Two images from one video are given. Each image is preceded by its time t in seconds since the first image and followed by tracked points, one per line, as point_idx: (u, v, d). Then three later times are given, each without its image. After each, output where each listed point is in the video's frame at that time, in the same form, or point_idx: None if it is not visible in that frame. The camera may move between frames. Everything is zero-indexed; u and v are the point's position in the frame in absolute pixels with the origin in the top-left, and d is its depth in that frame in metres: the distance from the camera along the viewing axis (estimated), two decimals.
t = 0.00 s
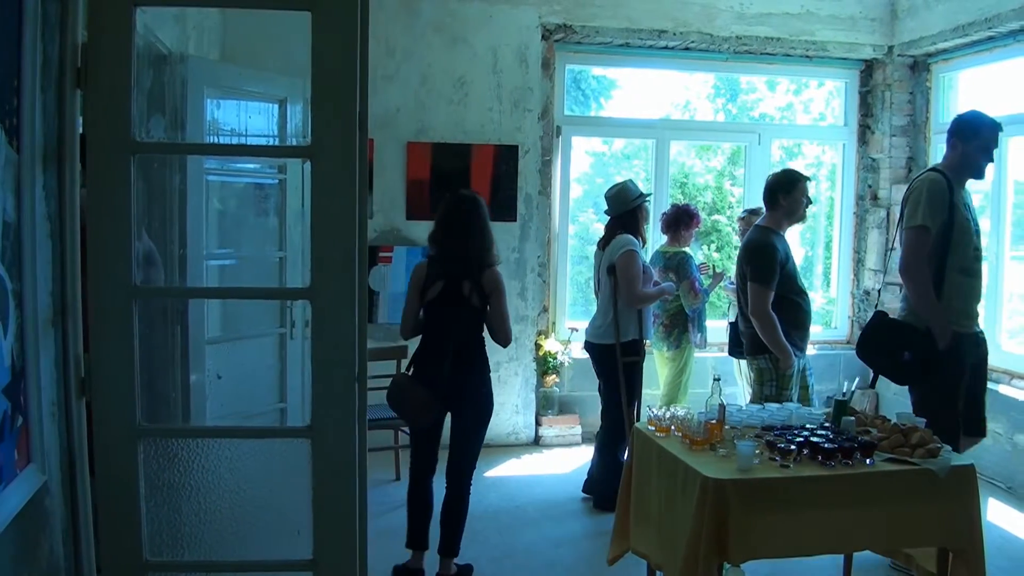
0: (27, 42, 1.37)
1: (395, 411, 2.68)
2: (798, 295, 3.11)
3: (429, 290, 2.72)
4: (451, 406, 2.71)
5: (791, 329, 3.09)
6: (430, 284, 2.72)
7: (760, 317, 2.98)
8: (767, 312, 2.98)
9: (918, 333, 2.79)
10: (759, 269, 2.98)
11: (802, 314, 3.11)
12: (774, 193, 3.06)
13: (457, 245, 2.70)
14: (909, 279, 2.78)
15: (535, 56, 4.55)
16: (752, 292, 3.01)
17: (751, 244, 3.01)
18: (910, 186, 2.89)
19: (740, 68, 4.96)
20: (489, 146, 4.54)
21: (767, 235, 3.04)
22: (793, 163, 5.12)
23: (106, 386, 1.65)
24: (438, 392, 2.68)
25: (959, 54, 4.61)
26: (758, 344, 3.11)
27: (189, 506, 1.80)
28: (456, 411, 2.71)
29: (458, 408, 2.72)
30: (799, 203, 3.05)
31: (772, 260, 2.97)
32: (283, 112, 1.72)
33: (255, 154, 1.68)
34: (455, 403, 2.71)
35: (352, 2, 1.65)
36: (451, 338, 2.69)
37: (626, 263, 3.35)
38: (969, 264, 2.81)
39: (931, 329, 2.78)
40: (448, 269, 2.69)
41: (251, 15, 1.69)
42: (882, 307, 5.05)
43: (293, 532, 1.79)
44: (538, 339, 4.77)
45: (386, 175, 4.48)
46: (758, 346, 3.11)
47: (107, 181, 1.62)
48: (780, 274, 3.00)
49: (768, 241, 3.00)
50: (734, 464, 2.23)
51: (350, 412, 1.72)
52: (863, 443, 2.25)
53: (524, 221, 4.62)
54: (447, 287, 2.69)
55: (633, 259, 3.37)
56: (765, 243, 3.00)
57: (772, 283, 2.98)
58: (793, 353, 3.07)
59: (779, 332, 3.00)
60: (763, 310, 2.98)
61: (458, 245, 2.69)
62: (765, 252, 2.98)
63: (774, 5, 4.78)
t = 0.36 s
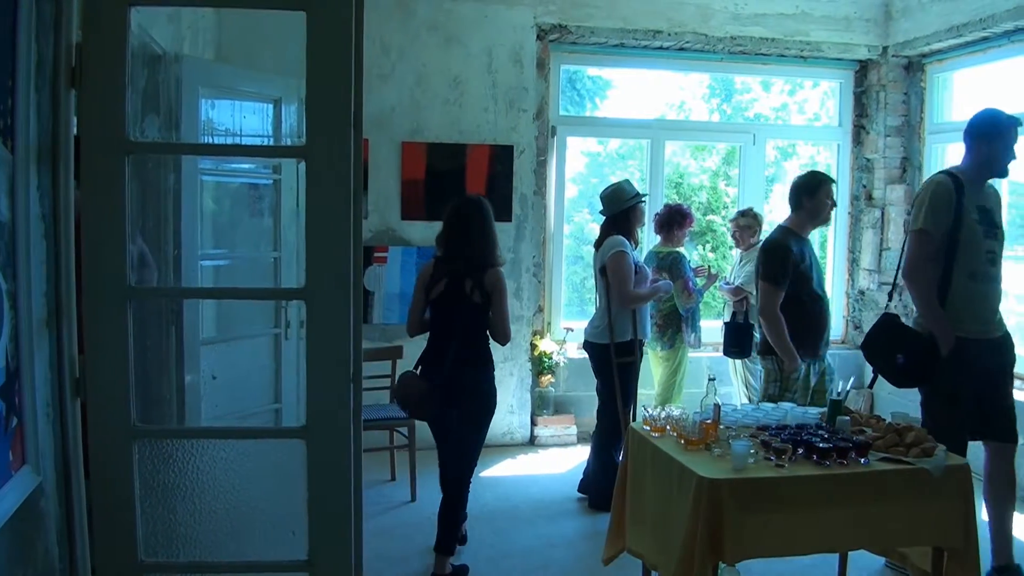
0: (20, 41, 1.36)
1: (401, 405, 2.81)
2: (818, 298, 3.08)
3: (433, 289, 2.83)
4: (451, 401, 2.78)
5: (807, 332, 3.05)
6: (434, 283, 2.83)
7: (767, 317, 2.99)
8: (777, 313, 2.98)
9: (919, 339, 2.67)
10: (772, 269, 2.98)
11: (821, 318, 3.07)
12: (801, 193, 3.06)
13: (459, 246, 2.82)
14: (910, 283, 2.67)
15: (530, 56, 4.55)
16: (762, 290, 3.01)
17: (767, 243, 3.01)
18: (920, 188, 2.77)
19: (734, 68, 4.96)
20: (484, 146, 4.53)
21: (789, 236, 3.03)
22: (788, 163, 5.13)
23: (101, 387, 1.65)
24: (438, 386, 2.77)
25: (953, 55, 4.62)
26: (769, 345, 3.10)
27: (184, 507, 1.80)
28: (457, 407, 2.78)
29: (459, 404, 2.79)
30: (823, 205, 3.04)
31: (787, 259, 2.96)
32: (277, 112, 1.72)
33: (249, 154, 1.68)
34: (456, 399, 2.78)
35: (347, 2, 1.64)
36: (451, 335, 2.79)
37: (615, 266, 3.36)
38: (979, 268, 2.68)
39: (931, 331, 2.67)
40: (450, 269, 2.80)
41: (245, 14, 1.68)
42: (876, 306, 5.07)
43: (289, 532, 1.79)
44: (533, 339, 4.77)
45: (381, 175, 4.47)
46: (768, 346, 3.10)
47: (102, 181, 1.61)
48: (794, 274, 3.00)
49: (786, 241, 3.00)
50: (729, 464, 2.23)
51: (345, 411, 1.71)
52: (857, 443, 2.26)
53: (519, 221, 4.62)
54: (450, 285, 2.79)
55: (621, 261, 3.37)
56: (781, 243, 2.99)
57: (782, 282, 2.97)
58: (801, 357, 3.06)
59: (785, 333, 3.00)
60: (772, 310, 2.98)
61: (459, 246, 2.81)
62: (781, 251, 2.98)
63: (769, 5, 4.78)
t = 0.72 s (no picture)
0: (9, 39, 1.35)
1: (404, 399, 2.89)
2: (842, 296, 3.03)
3: (430, 288, 2.86)
4: (450, 399, 2.84)
5: (826, 329, 3.01)
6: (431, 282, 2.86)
7: (782, 310, 2.97)
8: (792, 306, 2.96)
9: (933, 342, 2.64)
10: (789, 262, 2.97)
11: (843, 316, 3.03)
12: (825, 189, 3.02)
13: (452, 245, 2.82)
14: (931, 286, 2.58)
15: (521, 55, 4.55)
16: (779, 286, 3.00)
17: (787, 236, 3.01)
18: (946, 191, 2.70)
19: (725, 68, 4.98)
20: (475, 145, 4.53)
21: (811, 233, 3.01)
22: (778, 163, 5.15)
23: (90, 388, 1.64)
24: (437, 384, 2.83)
25: (943, 55, 4.65)
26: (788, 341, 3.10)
27: (174, 507, 1.79)
28: (455, 404, 2.84)
29: (457, 400, 2.84)
30: (848, 202, 3.00)
31: (802, 253, 2.96)
32: (268, 111, 1.71)
33: (239, 152, 1.67)
34: (455, 396, 2.83)
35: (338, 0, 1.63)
36: (448, 334, 2.83)
37: (615, 266, 3.35)
38: (1002, 274, 2.59)
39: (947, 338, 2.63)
40: (445, 268, 2.82)
41: (236, 13, 1.67)
42: (866, 305, 5.09)
43: (279, 533, 1.78)
44: (524, 339, 4.77)
45: (372, 174, 4.46)
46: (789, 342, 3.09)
47: (91, 180, 1.60)
48: (811, 269, 2.98)
49: (806, 235, 3.00)
50: (719, 463, 2.23)
51: (335, 412, 1.71)
52: (847, 441, 2.26)
53: (510, 221, 4.62)
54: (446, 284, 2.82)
55: (620, 261, 3.36)
56: (801, 237, 2.99)
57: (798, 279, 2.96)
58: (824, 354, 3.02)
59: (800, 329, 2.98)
60: (787, 302, 2.97)
61: (452, 246, 2.81)
62: (798, 244, 2.98)
63: (760, 5, 4.80)
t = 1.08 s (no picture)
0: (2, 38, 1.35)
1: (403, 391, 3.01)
2: (856, 296, 3.00)
3: (429, 283, 2.98)
4: (453, 388, 3.00)
5: (838, 330, 2.98)
6: (428, 278, 2.98)
7: (787, 308, 3.01)
8: (799, 305, 3.00)
9: (973, 339, 2.37)
10: (797, 261, 3.00)
11: (857, 318, 2.99)
12: (839, 189, 3.00)
13: (449, 243, 2.95)
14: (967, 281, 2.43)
15: (515, 55, 4.55)
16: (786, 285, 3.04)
17: (797, 235, 3.04)
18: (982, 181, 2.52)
19: (718, 68, 4.99)
20: (469, 145, 4.53)
21: (823, 234, 3.00)
22: (771, 162, 5.16)
23: (83, 387, 1.63)
24: (440, 374, 2.97)
25: (936, 55, 4.67)
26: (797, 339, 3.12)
27: (168, 507, 1.78)
28: (457, 392, 3.00)
29: (458, 389, 3.00)
30: (862, 203, 2.97)
31: (810, 253, 2.97)
32: (261, 110, 1.70)
33: (232, 152, 1.66)
34: (456, 384, 3.00)
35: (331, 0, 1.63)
36: (449, 326, 2.97)
37: (631, 268, 3.33)
38: None
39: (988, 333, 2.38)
40: (444, 264, 2.95)
41: (230, 12, 1.66)
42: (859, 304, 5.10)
43: (272, 532, 1.77)
44: (518, 338, 4.77)
45: (365, 174, 4.45)
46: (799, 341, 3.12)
47: (84, 179, 1.59)
48: (821, 269, 2.97)
49: (817, 235, 3.00)
50: (712, 462, 2.24)
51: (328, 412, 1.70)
52: (840, 440, 2.27)
53: (503, 220, 4.62)
54: (444, 280, 2.95)
55: (637, 264, 3.34)
56: (810, 237, 3.00)
57: (804, 277, 2.98)
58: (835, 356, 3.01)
59: (804, 327, 3.01)
60: (793, 302, 3.00)
61: (449, 243, 2.94)
62: (807, 244, 2.99)
63: (753, 5, 4.80)
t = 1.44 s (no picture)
0: None
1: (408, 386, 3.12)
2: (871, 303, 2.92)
3: (430, 281, 3.11)
4: (455, 380, 3.16)
5: (856, 340, 2.91)
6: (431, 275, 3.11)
7: (802, 320, 2.93)
8: (814, 316, 2.91)
9: (1006, 347, 2.51)
10: (808, 271, 2.91)
11: (874, 325, 2.92)
12: (842, 192, 2.92)
13: (447, 242, 3.09)
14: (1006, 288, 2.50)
15: (511, 54, 4.55)
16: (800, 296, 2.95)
17: (804, 243, 2.96)
18: None
19: (714, 68, 4.99)
20: (466, 144, 4.53)
21: (831, 239, 2.92)
22: (767, 162, 5.16)
23: (78, 386, 1.63)
24: (444, 368, 3.10)
25: (932, 56, 4.68)
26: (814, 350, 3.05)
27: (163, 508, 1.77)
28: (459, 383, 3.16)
29: (461, 380, 3.18)
30: (868, 205, 2.90)
31: (822, 262, 2.89)
32: (257, 109, 1.70)
33: (227, 151, 1.66)
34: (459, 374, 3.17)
35: None
36: (452, 322, 3.12)
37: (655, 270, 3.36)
38: None
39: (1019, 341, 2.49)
40: (446, 263, 3.09)
41: (227, 10, 1.65)
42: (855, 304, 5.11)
43: (268, 532, 1.77)
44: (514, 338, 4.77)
45: (362, 173, 4.45)
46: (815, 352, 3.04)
47: (80, 179, 1.59)
48: (836, 278, 2.88)
49: (825, 242, 2.92)
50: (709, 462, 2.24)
51: (324, 411, 1.70)
52: (836, 440, 2.27)
53: (500, 220, 4.62)
54: (448, 277, 3.10)
55: (664, 265, 3.37)
56: (819, 245, 2.92)
57: (819, 288, 2.90)
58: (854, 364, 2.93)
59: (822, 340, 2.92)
60: (809, 314, 2.92)
61: (448, 242, 3.08)
62: (817, 253, 2.91)
63: (749, 5, 4.81)
